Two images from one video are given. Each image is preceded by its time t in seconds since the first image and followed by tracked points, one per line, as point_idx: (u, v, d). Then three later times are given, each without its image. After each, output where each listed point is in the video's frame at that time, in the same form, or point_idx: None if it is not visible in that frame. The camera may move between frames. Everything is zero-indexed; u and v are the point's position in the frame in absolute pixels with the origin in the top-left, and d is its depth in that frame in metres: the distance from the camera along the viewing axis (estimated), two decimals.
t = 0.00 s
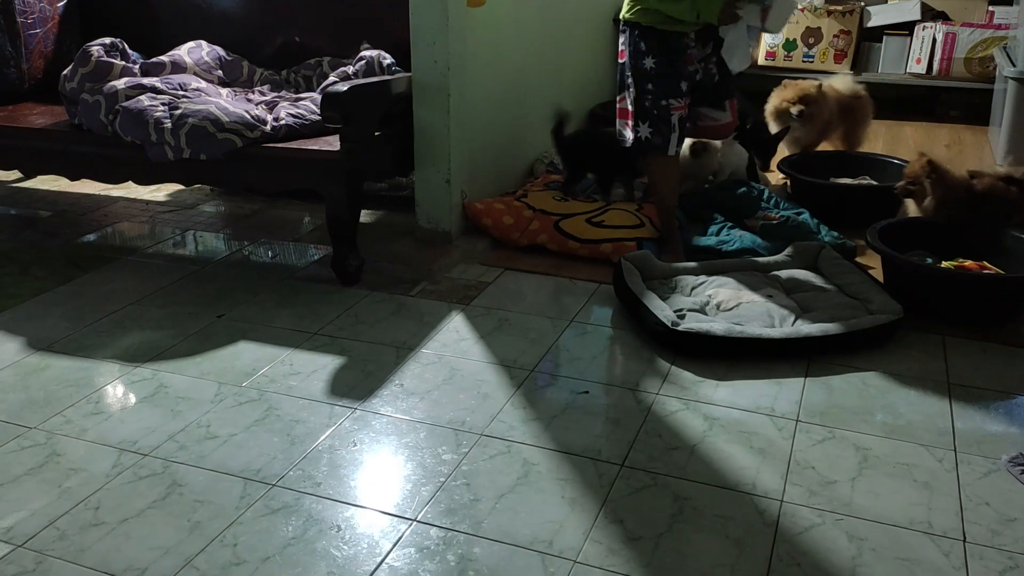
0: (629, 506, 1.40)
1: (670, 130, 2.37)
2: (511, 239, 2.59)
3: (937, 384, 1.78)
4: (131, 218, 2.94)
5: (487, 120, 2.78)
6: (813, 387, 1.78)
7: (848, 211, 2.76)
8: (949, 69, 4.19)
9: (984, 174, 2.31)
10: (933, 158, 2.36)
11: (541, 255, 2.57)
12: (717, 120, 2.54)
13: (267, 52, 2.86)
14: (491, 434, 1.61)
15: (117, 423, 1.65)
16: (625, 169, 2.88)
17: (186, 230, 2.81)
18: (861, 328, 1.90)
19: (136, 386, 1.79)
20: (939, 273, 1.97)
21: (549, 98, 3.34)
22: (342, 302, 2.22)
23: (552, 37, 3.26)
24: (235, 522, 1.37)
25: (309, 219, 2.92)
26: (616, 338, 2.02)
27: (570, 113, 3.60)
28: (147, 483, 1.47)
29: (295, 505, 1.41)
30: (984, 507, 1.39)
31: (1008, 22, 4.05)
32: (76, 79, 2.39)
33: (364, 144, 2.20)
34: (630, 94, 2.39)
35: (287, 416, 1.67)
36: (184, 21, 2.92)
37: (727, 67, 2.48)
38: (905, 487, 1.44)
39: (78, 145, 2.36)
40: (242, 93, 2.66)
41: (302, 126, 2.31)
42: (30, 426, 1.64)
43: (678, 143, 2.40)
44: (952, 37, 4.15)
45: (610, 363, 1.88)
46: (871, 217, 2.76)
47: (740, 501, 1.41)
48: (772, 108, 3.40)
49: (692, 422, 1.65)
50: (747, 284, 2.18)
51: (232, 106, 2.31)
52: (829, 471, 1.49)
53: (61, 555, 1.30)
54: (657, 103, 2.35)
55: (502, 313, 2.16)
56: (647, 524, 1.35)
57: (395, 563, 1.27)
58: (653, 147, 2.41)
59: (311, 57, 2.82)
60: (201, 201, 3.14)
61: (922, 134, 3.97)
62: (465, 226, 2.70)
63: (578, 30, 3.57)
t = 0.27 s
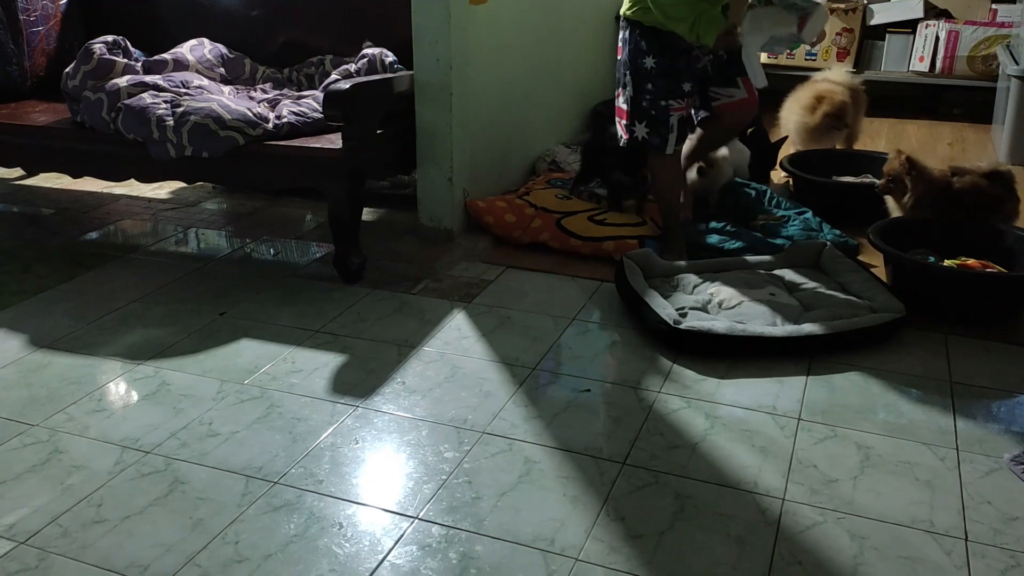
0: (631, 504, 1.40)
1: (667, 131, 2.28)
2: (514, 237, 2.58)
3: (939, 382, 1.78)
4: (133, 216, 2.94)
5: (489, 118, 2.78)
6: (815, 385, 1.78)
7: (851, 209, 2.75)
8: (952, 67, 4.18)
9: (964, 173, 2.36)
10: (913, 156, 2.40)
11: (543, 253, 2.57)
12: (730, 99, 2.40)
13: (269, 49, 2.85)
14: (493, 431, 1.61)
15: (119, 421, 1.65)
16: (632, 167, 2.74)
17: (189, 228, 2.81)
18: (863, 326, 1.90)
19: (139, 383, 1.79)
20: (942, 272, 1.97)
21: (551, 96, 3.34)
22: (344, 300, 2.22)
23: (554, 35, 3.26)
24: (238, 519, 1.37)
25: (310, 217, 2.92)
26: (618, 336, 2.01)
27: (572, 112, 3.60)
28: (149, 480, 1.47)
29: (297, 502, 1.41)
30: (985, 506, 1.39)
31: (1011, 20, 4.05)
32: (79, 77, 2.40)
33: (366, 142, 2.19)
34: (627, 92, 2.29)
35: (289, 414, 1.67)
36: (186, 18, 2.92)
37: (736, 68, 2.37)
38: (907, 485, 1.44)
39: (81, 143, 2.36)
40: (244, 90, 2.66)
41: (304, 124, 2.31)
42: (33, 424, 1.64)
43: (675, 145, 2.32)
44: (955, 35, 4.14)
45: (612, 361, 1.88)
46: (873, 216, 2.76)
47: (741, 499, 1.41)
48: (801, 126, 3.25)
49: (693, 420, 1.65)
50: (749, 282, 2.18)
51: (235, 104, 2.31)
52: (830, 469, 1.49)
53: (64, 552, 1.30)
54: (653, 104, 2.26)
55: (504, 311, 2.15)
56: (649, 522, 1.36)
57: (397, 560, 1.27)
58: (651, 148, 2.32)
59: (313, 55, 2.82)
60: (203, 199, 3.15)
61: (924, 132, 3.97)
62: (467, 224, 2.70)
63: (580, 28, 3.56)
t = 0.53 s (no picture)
0: (632, 503, 1.40)
1: (673, 132, 2.28)
2: (515, 237, 2.58)
3: (940, 382, 1.78)
4: (134, 214, 2.95)
5: (490, 117, 2.78)
6: (816, 384, 1.78)
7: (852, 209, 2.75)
8: (953, 66, 4.17)
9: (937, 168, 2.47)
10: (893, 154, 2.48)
11: (544, 253, 2.57)
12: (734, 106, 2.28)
13: (271, 48, 2.86)
14: (494, 431, 1.61)
15: (120, 419, 1.65)
16: (619, 174, 2.65)
17: (189, 227, 2.81)
18: (864, 326, 1.90)
19: (140, 382, 1.80)
20: (943, 271, 1.97)
21: (552, 96, 3.33)
22: (344, 299, 2.22)
23: (555, 34, 3.26)
24: (239, 518, 1.37)
25: (311, 216, 2.92)
26: (619, 335, 2.01)
27: (573, 111, 3.60)
28: (150, 479, 1.47)
29: (298, 501, 1.41)
30: (987, 505, 1.39)
31: (1012, 19, 4.04)
32: (80, 76, 2.40)
33: (368, 142, 2.20)
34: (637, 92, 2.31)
35: (290, 413, 1.67)
36: (187, 17, 2.92)
37: (744, 65, 2.35)
38: (908, 485, 1.44)
39: (82, 142, 2.36)
40: (245, 89, 2.66)
41: (305, 123, 2.32)
42: (34, 422, 1.64)
43: (683, 146, 2.30)
44: (956, 34, 4.13)
45: (613, 361, 1.88)
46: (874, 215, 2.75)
47: (743, 498, 1.41)
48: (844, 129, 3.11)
49: (694, 419, 1.65)
50: (750, 281, 2.18)
51: (236, 103, 2.31)
52: (831, 468, 1.49)
53: (65, 550, 1.30)
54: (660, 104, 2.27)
55: (505, 311, 2.15)
56: (650, 521, 1.36)
57: (398, 559, 1.27)
58: (660, 147, 2.32)
59: (314, 54, 2.82)
60: (204, 198, 3.15)
61: (926, 131, 3.97)
62: (467, 223, 2.70)
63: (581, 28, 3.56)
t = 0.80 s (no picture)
0: (632, 503, 1.40)
1: (686, 132, 2.23)
2: (515, 237, 2.58)
3: (940, 381, 1.78)
4: (134, 214, 2.95)
5: (490, 117, 2.78)
6: (817, 384, 1.78)
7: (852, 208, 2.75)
8: (954, 66, 4.17)
9: (925, 166, 2.49)
10: (884, 149, 2.48)
11: (544, 253, 2.56)
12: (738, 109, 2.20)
13: (270, 48, 2.86)
14: (494, 431, 1.61)
15: (120, 419, 1.65)
16: (597, 178, 2.54)
17: (189, 226, 2.81)
18: (864, 326, 1.90)
19: (140, 382, 1.80)
20: (943, 271, 1.96)
21: (552, 96, 3.33)
22: (345, 299, 2.22)
23: (555, 34, 3.26)
24: (239, 518, 1.37)
25: (311, 216, 2.92)
26: (618, 335, 2.01)
27: (573, 111, 3.60)
28: (151, 479, 1.47)
29: (298, 501, 1.41)
30: (987, 505, 1.39)
31: (1013, 19, 4.04)
32: (80, 76, 2.40)
33: (368, 141, 2.20)
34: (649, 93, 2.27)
35: (290, 413, 1.67)
36: (188, 18, 2.92)
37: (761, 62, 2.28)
38: (908, 485, 1.44)
39: (82, 142, 2.36)
40: (246, 89, 2.66)
41: (305, 123, 2.32)
42: (34, 422, 1.64)
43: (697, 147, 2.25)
44: (956, 34, 4.13)
45: (613, 361, 1.88)
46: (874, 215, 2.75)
47: (743, 499, 1.41)
48: (888, 135, 2.93)
49: (694, 419, 1.64)
50: (750, 282, 2.18)
51: (236, 103, 2.31)
52: (832, 468, 1.49)
53: (65, 550, 1.30)
54: (671, 105, 2.22)
55: (505, 311, 2.15)
56: (650, 521, 1.36)
57: (398, 559, 1.28)
58: (675, 148, 2.28)
59: (314, 54, 2.82)
60: (204, 198, 3.15)
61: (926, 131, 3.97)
62: (468, 223, 2.70)
63: (581, 27, 3.56)
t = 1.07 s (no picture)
0: (632, 503, 1.40)
1: (693, 133, 2.23)
2: (515, 237, 2.58)
3: (941, 381, 1.78)
4: (134, 214, 2.94)
5: (490, 117, 2.77)
6: (817, 384, 1.78)
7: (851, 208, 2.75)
8: (954, 67, 4.17)
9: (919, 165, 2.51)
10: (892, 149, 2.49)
11: (544, 253, 2.56)
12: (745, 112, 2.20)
13: (271, 48, 2.86)
14: (494, 431, 1.61)
15: (120, 419, 1.65)
16: (575, 211, 2.35)
17: (189, 226, 2.81)
18: (864, 326, 1.89)
19: (140, 382, 1.80)
20: (943, 271, 1.97)
21: (552, 96, 3.33)
22: (345, 299, 2.22)
23: (555, 34, 3.26)
24: (239, 518, 1.37)
25: (311, 216, 2.92)
26: (618, 335, 2.01)
27: (573, 111, 3.60)
28: (151, 479, 1.47)
29: (298, 501, 1.41)
30: (987, 505, 1.39)
31: (1013, 19, 4.04)
32: (80, 76, 2.40)
33: (368, 141, 2.20)
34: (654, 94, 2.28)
35: (290, 413, 1.67)
36: (188, 18, 2.92)
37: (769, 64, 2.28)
38: (907, 484, 1.44)
39: (82, 142, 2.36)
40: (245, 89, 2.66)
41: (305, 123, 2.31)
42: (34, 422, 1.64)
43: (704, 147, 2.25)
44: (956, 34, 4.14)
45: (613, 361, 1.88)
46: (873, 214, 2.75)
47: (743, 499, 1.41)
48: (927, 141, 2.89)
49: (694, 419, 1.64)
50: (750, 282, 2.18)
51: (236, 103, 2.31)
52: (832, 468, 1.49)
53: (66, 550, 1.30)
54: (677, 106, 2.23)
55: (505, 311, 2.15)
56: (650, 521, 1.36)
57: (398, 559, 1.27)
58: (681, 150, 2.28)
59: (314, 54, 2.82)
60: (204, 198, 3.15)
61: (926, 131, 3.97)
62: (467, 223, 2.70)
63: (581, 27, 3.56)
